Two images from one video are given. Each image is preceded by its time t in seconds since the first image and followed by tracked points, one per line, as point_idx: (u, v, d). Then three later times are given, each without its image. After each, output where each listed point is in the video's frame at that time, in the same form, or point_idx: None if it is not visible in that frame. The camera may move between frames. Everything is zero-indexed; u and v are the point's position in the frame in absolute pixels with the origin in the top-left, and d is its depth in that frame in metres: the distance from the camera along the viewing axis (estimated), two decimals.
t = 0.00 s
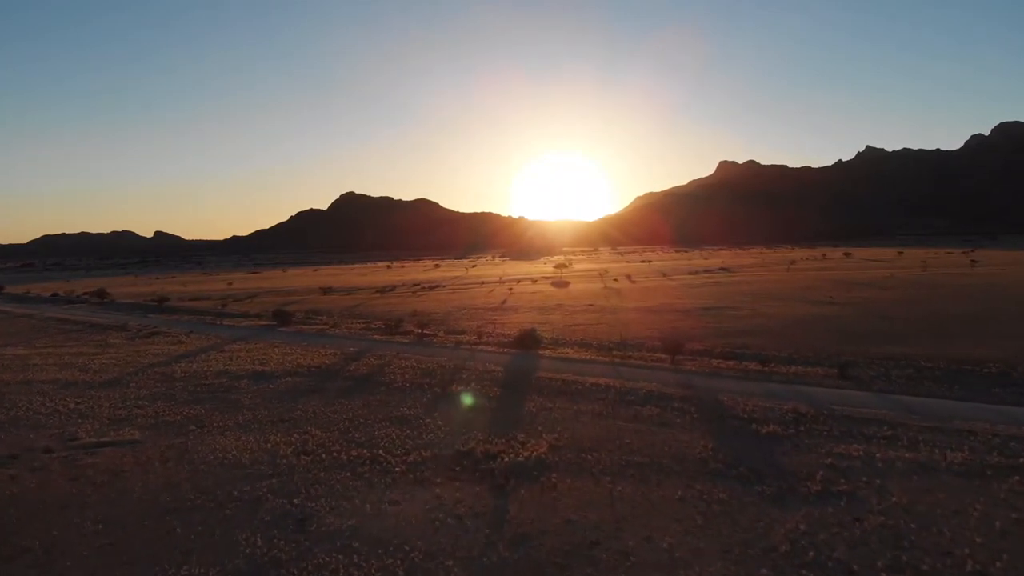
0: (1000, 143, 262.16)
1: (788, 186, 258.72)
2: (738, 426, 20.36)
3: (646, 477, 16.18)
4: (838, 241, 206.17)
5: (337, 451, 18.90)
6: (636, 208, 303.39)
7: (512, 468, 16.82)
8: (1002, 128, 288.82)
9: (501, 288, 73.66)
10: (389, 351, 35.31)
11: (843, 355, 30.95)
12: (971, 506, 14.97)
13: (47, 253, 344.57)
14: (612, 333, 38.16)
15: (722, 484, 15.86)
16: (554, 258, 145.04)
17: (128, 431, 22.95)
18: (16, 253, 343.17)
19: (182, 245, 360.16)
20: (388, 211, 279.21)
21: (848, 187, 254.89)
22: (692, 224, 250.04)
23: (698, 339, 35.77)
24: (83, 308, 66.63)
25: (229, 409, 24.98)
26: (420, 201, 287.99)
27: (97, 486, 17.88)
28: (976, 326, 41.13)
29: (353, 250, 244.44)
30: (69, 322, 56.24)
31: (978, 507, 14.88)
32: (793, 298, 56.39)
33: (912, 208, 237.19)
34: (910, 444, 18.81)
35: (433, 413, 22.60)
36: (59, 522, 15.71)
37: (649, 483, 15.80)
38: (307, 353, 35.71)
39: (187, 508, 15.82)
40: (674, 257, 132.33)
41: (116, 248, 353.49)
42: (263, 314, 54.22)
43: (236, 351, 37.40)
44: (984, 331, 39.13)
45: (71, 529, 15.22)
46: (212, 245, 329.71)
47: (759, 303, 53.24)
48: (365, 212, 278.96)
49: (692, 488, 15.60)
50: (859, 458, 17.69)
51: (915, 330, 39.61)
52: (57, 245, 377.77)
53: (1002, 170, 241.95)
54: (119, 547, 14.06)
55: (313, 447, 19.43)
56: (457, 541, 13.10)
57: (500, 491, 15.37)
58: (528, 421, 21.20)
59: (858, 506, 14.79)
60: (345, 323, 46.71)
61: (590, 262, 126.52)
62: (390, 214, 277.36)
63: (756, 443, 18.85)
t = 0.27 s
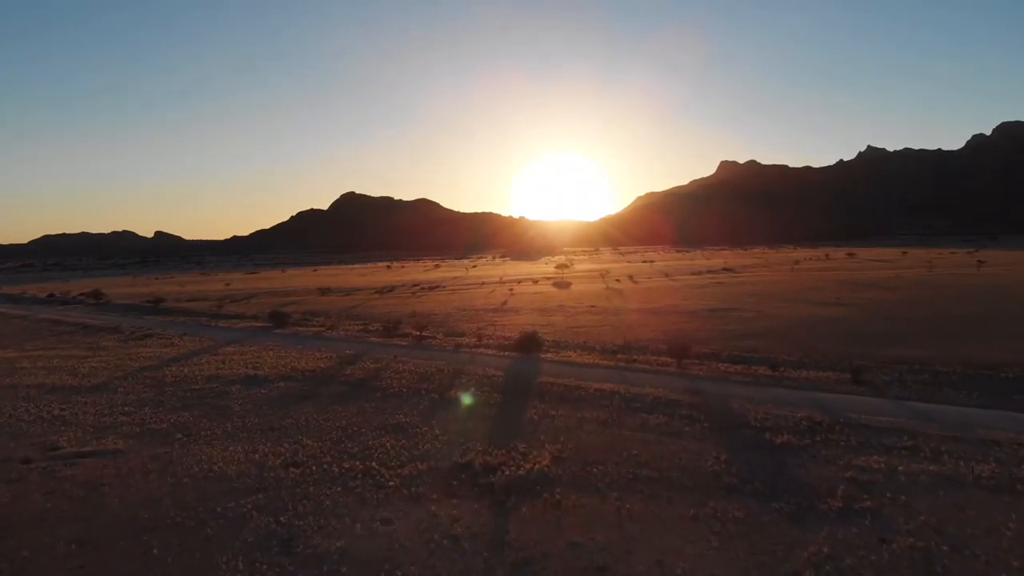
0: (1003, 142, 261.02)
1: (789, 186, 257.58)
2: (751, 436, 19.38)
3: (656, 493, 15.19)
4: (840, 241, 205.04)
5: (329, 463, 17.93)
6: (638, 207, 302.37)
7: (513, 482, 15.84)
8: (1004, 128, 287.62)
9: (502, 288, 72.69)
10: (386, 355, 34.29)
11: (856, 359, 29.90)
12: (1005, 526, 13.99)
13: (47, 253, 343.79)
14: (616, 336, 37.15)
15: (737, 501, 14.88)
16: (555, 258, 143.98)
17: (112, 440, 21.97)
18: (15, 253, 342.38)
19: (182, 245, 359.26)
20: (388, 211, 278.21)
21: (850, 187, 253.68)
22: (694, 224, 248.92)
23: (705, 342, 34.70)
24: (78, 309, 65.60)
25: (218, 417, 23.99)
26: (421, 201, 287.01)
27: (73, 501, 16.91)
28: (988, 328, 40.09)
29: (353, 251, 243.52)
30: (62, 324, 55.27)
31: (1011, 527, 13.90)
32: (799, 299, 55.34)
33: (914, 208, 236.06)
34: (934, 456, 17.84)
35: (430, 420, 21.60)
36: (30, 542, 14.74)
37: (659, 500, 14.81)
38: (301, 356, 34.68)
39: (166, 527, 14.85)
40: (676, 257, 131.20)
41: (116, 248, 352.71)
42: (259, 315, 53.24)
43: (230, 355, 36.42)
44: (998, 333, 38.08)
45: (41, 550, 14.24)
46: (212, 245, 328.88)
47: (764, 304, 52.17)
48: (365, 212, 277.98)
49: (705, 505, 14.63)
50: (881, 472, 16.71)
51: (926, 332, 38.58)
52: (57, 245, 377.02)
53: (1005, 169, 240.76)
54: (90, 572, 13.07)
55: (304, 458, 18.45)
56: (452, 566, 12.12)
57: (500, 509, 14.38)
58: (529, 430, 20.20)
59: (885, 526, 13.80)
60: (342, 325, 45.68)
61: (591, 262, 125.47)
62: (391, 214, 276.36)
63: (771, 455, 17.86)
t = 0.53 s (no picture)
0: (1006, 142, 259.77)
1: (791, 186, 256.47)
2: (765, 447, 18.41)
3: (667, 511, 14.22)
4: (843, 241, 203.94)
5: (319, 476, 16.95)
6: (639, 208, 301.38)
7: (514, 499, 14.87)
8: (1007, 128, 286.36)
9: (502, 289, 71.64)
10: (383, 358, 33.27)
11: (869, 364, 28.88)
12: None
13: (46, 253, 342.94)
14: (619, 339, 36.13)
15: (754, 519, 13.92)
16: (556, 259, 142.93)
17: (94, 450, 20.98)
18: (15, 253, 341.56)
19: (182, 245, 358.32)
20: (388, 211, 277.20)
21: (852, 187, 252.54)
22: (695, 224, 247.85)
23: (711, 345, 33.67)
24: (71, 310, 64.60)
25: (206, 424, 22.99)
26: (421, 202, 286.13)
27: (47, 518, 15.92)
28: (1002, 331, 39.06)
29: (353, 251, 242.52)
30: (55, 326, 54.27)
31: None
32: (805, 300, 54.29)
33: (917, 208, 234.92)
34: (959, 469, 16.88)
35: (427, 429, 20.61)
36: None
37: (671, 520, 13.81)
38: (295, 360, 33.67)
39: (142, 548, 13.87)
40: (678, 257, 130.15)
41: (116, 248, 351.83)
42: (255, 316, 52.23)
43: (222, 358, 35.42)
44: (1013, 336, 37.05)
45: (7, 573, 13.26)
46: (212, 245, 327.98)
47: (770, 305, 51.14)
48: (365, 212, 276.96)
49: (720, 524, 13.66)
50: (905, 488, 15.75)
51: (938, 335, 37.56)
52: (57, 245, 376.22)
53: (1008, 169, 239.58)
54: None
55: (293, 471, 17.48)
56: None
57: (500, 529, 13.41)
58: (531, 440, 19.21)
59: (914, 549, 12.82)
60: (339, 327, 44.67)
61: (593, 262, 124.42)
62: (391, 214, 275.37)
63: (787, 469, 16.87)
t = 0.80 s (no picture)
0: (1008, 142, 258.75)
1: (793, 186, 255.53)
2: (777, 457, 17.58)
3: (677, 528, 13.40)
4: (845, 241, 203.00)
5: (310, 489, 16.11)
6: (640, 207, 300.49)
7: (515, 515, 14.04)
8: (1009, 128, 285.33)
9: (502, 290, 70.59)
10: (380, 361, 32.34)
11: (881, 368, 27.98)
12: None
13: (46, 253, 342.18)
14: (623, 341, 35.23)
15: (770, 537, 13.10)
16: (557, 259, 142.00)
17: (77, 459, 20.12)
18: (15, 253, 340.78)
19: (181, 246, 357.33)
20: (388, 211, 276.29)
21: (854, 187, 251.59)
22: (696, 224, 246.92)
23: (718, 348, 32.77)
24: (66, 311, 63.69)
25: (195, 432, 22.12)
26: (421, 202, 285.32)
27: (22, 533, 15.11)
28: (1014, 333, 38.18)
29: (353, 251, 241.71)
30: (48, 327, 53.39)
31: None
32: (810, 301, 53.40)
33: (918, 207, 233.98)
34: (983, 481, 16.06)
35: (424, 437, 19.76)
36: None
37: (681, 538, 12.99)
38: (290, 363, 32.76)
39: (119, 568, 13.03)
40: (680, 258, 129.27)
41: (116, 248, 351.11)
42: (251, 318, 51.35)
43: (215, 361, 34.50)
44: None
45: None
46: (212, 245, 327.24)
47: (776, 307, 50.24)
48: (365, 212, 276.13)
49: (735, 542, 12.83)
50: (928, 503, 14.93)
51: (949, 337, 36.69)
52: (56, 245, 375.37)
53: (1010, 169, 238.59)
54: None
55: (282, 483, 16.64)
56: None
57: (500, 548, 12.60)
58: (532, 449, 18.37)
59: (943, 570, 12.02)
60: (336, 329, 43.78)
61: (594, 263, 123.49)
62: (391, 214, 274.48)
63: (802, 482, 16.02)
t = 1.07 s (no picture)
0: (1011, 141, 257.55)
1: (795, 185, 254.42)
2: (794, 471, 16.61)
3: (691, 551, 12.43)
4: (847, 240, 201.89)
5: (297, 506, 15.13)
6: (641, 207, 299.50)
7: (516, 536, 13.07)
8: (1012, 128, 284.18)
9: (503, 290, 69.53)
10: (376, 365, 31.33)
11: (896, 374, 26.95)
12: None
13: (46, 253, 341.34)
14: (627, 344, 34.24)
15: (791, 562, 12.14)
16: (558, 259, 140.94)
17: (54, 471, 19.12)
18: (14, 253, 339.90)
19: (181, 245, 356.48)
20: (389, 210, 275.14)
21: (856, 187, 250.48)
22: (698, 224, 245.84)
23: (725, 351, 31.73)
24: (59, 312, 62.65)
25: (180, 442, 21.13)
26: (422, 202, 284.41)
27: None
28: None
29: (353, 251, 240.77)
30: (39, 329, 52.36)
31: None
32: (817, 303, 52.34)
33: (926, 207, 232.12)
34: (1014, 497, 15.11)
35: (420, 448, 18.77)
36: None
37: (696, 562, 12.05)
38: (284, 367, 31.76)
39: None
40: (682, 257, 128.27)
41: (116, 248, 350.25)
42: (247, 319, 50.35)
43: (207, 365, 33.47)
44: None
45: None
46: (212, 245, 326.29)
47: (782, 308, 49.20)
48: (365, 212, 275.12)
49: (754, 568, 11.88)
50: (957, 522, 13.99)
51: (962, 341, 35.66)
52: (56, 245, 374.58)
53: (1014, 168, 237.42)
54: None
55: (269, 499, 15.65)
56: None
57: None
58: (534, 462, 17.38)
59: None
60: (332, 331, 42.74)
61: (595, 263, 122.40)
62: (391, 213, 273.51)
63: (822, 499, 15.05)
